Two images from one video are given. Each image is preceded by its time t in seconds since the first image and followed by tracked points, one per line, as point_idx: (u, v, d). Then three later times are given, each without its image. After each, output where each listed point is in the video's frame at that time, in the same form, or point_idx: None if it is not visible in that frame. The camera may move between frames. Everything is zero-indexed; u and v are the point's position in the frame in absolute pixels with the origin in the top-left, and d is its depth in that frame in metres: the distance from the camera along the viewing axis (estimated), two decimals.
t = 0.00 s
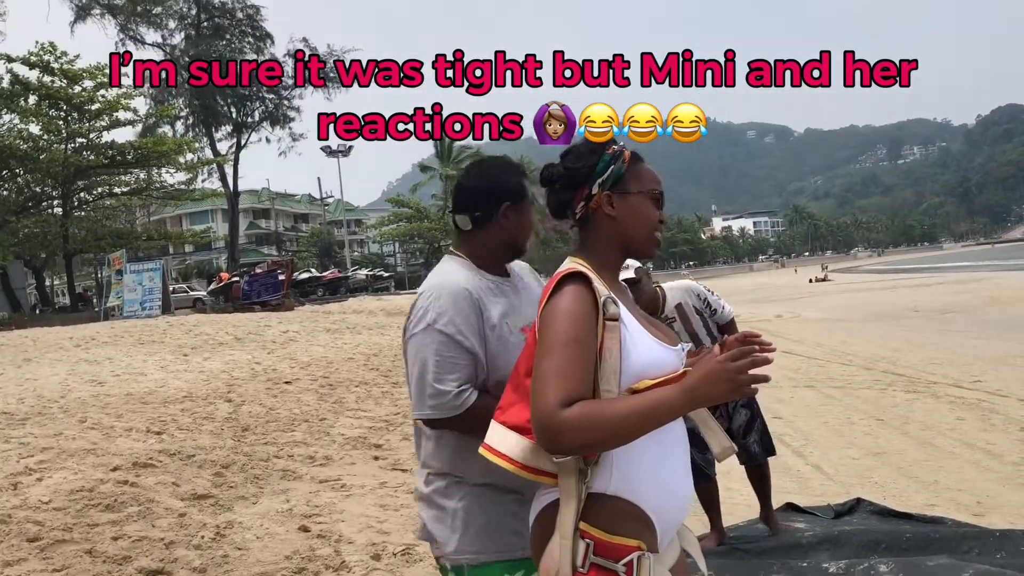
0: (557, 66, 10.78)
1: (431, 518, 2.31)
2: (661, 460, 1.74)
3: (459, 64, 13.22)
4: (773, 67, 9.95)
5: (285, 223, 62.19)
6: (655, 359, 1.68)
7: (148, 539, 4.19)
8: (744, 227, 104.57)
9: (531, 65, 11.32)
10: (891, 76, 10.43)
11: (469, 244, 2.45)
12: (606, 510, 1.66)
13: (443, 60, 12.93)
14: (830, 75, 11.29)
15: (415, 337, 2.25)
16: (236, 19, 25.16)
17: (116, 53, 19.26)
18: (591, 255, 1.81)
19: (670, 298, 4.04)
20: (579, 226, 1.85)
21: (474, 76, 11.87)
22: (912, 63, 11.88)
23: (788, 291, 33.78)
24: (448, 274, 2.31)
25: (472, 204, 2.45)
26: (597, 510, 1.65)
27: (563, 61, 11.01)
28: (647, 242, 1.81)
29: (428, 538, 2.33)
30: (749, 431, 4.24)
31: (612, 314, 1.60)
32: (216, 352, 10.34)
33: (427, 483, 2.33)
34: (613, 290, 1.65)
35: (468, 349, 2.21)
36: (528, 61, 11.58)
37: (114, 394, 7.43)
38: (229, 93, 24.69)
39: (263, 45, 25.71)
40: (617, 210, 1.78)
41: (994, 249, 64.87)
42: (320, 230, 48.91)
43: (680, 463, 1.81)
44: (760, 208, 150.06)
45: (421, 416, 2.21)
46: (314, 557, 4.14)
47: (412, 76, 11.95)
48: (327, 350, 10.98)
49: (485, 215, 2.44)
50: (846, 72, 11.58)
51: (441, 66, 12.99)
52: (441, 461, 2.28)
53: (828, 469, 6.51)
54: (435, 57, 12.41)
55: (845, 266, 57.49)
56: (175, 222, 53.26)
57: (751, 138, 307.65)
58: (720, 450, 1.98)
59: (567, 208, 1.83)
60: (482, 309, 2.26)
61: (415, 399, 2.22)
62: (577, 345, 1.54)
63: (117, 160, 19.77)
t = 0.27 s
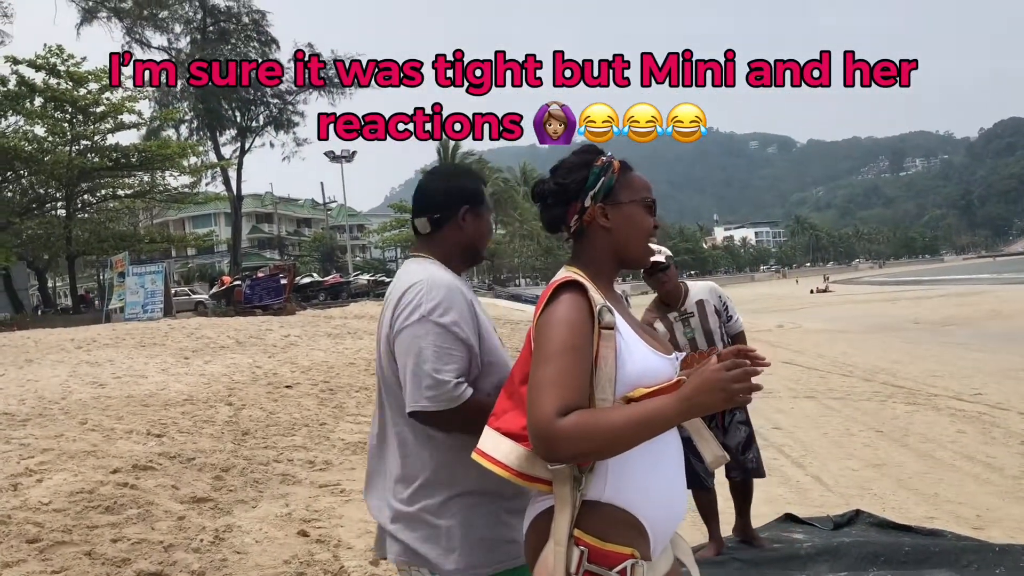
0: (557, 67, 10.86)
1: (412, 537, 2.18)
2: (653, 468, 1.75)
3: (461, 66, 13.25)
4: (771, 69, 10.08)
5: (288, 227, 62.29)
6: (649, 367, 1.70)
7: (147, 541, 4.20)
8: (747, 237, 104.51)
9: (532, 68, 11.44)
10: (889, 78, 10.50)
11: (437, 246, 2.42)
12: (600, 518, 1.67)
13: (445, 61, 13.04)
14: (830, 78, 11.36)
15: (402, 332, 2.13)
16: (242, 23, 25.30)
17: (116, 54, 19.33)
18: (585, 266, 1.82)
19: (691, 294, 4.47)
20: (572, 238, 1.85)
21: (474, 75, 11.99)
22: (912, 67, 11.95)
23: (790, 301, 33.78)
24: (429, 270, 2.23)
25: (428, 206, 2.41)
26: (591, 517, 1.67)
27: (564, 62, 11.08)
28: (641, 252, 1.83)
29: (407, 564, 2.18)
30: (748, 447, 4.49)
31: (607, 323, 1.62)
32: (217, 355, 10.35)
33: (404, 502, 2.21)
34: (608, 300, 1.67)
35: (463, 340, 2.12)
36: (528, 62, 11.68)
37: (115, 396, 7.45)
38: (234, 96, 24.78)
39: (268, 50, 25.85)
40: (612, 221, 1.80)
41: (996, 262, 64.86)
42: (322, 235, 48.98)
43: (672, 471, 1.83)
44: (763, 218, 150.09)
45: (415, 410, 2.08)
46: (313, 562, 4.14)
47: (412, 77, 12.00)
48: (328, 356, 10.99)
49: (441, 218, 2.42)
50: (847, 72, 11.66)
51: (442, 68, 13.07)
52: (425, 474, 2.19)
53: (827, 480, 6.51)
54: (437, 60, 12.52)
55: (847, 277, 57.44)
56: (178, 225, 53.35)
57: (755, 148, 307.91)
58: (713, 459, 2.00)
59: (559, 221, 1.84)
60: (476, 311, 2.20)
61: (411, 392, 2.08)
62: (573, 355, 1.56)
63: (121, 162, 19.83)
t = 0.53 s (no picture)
0: (558, 67, 10.89)
1: (377, 544, 2.14)
2: (651, 469, 1.75)
3: (461, 66, 13.27)
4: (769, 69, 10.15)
5: (288, 229, 62.32)
6: (649, 370, 1.70)
7: (145, 542, 4.18)
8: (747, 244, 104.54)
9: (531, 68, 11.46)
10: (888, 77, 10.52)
11: (389, 250, 2.44)
12: (598, 520, 1.67)
13: (445, 60, 13.07)
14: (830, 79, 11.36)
15: (385, 330, 2.09)
16: (245, 25, 25.41)
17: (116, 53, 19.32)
18: (585, 272, 1.82)
19: (716, 295, 4.56)
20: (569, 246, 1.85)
21: (475, 76, 11.99)
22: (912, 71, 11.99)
23: (791, 308, 33.75)
24: (398, 273, 2.20)
25: (374, 212, 2.46)
26: (589, 519, 1.66)
27: (564, 62, 11.11)
28: (637, 255, 1.83)
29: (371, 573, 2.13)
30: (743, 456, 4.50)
31: (607, 326, 1.62)
32: (217, 357, 10.34)
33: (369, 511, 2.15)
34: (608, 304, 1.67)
35: (442, 337, 2.13)
36: (528, 62, 11.71)
37: (114, 396, 7.43)
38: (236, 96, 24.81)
39: (270, 51, 26.12)
40: (607, 227, 1.80)
41: (996, 271, 64.87)
42: (323, 237, 48.99)
43: (670, 472, 1.82)
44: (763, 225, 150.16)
45: (409, 404, 2.03)
46: (311, 564, 4.13)
47: (411, 77, 12.02)
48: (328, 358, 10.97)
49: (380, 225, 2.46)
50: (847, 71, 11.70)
51: (443, 68, 13.09)
52: (397, 482, 2.15)
53: (827, 487, 6.49)
54: (437, 60, 12.56)
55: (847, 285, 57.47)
56: (179, 226, 53.37)
57: (755, 155, 308.29)
58: (711, 462, 1.99)
59: (556, 231, 1.84)
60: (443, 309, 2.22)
61: (406, 384, 2.03)
62: (575, 357, 1.55)
63: (123, 163, 19.82)
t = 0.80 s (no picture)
0: (556, 66, 10.89)
1: (349, 526, 2.08)
2: (646, 472, 1.75)
3: (459, 66, 13.26)
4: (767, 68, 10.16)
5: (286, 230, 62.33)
6: (644, 371, 1.70)
7: (140, 543, 4.18)
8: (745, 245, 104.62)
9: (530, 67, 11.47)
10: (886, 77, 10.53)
11: (349, 239, 2.42)
12: (591, 521, 1.67)
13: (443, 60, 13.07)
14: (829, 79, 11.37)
15: (368, 313, 2.07)
16: (243, 26, 25.31)
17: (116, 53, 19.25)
18: (578, 274, 1.82)
19: (728, 297, 4.60)
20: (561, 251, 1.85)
21: (473, 76, 12.00)
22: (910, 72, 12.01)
23: (789, 310, 33.78)
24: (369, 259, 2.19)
25: (335, 199, 2.44)
26: (583, 520, 1.67)
27: (563, 62, 11.11)
28: (627, 251, 1.82)
29: (345, 553, 2.07)
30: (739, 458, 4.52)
31: (602, 328, 1.62)
32: (214, 358, 10.33)
33: (341, 490, 2.09)
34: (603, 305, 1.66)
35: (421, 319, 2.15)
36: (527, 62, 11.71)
37: (111, 397, 7.43)
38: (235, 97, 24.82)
39: (268, 53, 25.91)
40: (592, 228, 1.80)
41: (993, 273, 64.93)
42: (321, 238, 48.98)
43: (665, 475, 1.82)
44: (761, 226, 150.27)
45: (401, 384, 2.03)
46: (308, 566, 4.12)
47: (410, 77, 12.03)
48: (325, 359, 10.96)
49: (342, 213, 2.43)
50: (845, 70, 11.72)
51: (441, 67, 13.09)
52: (369, 461, 2.09)
53: (824, 489, 6.50)
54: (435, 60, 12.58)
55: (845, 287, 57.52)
56: (177, 227, 53.34)
57: (754, 156, 308.58)
58: (705, 467, 1.99)
59: (547, 237, 1.84)
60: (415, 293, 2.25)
61: (400, 361, 2.03)
62: (570, 356, 1.56)
63: (121, 164, 19.80)
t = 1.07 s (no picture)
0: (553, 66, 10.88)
1: (368, 527, 2.07)
2: (645, 471, 1.74)
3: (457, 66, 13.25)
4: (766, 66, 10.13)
5: (286, 233, 62.41)
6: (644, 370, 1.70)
7: (142, 547, 4.18)
8: (745, 242, 104.59)
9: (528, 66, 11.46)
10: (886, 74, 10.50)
11: (348, 241, 2.42)
12: (589, 520, 1.67)
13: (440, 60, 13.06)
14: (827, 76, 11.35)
15: (370, 315, 2.07)
16: (240, 28, 25.25)
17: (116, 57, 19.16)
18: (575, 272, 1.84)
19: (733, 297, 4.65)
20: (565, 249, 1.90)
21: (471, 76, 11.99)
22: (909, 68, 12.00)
23: (789, 306, 33.77)
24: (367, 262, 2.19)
25: (335, 201, 2.42)
26: (581, 519, 1.67)
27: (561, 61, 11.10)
28: (618, 246, 1.81)
29: (366, 555, 2.07)
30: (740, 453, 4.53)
31: (599, 327, 1.62)
32: (215, 360, 10.34)
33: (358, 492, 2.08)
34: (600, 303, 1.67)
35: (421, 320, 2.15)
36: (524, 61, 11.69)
37: (112, 401, 7.44)
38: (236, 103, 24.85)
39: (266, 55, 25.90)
40: (580, 225, 1.82)
41: (994, 267, 64.89)
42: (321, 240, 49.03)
43: (664, 476, 1.82)
44: (761, 223, 150.19)
45: (404, 385, 2.03)
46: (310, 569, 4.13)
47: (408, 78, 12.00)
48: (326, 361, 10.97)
49: (345, 214, 2.42)
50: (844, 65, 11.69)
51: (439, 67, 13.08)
52: (387, 460, 2.10)
53: (826, 484, 6.50)
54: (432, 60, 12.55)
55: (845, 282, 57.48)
56: (177, 230, 53.40)
57: (753, 153, 308.43)
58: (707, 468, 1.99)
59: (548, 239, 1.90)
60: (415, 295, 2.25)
61: (406, 361, 2.03)
62: (564, 353, 1.56)
63: (120, 168, 19.77)
